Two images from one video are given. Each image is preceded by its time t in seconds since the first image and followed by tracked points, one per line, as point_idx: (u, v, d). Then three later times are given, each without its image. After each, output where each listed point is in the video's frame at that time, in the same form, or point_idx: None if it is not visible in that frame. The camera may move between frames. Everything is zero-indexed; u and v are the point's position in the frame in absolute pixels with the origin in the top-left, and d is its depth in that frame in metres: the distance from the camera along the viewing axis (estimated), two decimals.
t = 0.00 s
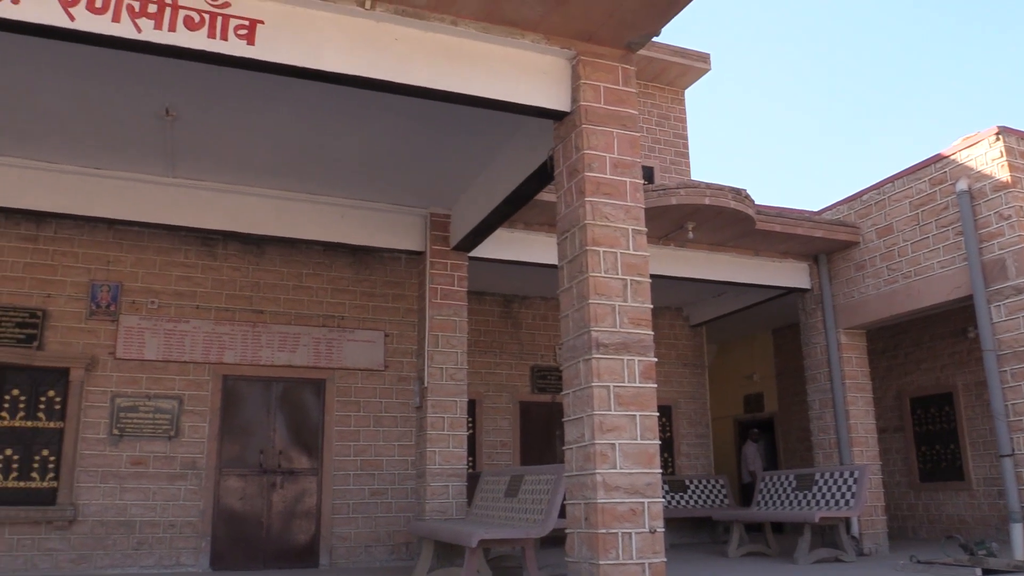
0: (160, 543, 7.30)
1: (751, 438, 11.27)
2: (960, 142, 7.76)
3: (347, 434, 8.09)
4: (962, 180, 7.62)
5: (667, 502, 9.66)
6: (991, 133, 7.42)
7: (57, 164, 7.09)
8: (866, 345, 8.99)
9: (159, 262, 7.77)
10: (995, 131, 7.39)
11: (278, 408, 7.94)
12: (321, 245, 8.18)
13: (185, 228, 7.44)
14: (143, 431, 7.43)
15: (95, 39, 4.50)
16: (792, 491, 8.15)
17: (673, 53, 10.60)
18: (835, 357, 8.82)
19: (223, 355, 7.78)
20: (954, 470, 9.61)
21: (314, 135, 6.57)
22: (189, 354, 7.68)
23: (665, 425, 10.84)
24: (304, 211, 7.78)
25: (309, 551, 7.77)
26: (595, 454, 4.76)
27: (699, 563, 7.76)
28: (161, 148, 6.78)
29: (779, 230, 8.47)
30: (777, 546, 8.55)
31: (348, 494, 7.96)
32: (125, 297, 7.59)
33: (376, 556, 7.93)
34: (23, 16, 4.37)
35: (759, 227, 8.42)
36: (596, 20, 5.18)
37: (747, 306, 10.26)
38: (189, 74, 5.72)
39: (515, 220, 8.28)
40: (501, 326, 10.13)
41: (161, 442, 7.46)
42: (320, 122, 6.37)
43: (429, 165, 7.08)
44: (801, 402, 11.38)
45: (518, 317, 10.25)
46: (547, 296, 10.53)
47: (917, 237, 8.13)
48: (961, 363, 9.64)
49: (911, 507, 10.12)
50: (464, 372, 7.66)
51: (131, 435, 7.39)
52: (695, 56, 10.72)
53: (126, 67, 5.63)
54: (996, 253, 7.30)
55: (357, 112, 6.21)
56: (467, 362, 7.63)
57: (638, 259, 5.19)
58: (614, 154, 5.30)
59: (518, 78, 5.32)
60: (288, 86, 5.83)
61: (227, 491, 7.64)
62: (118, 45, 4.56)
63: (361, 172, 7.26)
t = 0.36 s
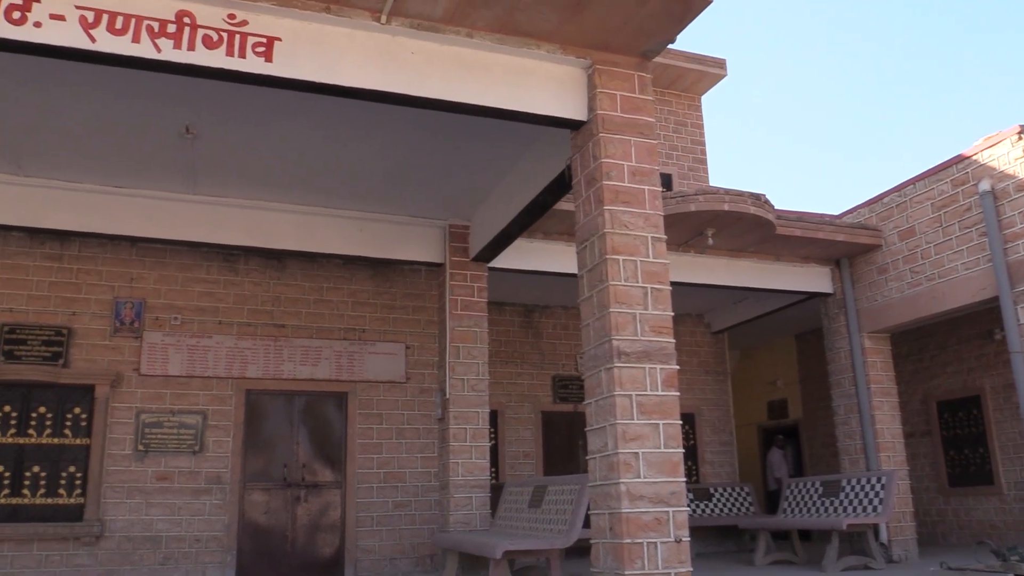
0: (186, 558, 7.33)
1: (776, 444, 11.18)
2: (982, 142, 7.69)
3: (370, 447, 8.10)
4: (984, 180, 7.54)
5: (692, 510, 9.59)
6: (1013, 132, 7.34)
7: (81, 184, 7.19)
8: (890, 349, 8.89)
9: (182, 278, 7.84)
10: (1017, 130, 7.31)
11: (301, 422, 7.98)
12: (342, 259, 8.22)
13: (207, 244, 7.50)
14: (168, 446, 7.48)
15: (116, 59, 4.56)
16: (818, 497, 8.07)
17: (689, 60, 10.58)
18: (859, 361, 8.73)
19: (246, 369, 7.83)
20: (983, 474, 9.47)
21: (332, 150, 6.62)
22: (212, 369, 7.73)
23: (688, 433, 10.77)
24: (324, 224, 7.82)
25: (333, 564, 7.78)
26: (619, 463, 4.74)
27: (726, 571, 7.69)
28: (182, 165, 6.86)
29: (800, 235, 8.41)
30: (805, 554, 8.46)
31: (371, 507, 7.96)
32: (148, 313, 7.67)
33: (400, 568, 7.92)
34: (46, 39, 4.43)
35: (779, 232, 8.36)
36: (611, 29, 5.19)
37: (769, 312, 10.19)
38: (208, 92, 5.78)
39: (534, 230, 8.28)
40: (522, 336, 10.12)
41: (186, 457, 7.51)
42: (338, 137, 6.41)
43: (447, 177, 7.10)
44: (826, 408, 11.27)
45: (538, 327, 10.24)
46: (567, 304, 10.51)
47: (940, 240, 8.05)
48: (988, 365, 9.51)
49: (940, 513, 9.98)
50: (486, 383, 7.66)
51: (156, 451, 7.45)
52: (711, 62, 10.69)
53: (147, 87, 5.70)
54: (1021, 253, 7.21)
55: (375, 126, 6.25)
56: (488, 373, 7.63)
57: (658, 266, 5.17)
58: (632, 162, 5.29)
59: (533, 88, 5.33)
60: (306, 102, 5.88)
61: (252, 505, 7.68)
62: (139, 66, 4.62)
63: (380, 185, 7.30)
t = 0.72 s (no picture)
0: (208, 570, 7.36)
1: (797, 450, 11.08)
2: (1001, 142, 7.62)
3: (389, 457, 8.10)
4: (1004, 181, 7.47)
5: (714, 518, 9.52)
6: None
7: (101, 201, 7.26)
8: (912, 352, 8.81)
9: (200, 292, 7.89)
10: None
11: (320, 433, 8.00)
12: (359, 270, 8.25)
13: (225, 257, 7.55)
14: (189, 459, 7.52)
15: (134, 76, 4.61)
16: (841, 503, 7.99)
17: (702, 65, 10.57)
18: (881, 365, 8.65)
19: (265, 382, 7.86)
20: (1009, 478, 9.34)
21: (348, 162, 6.65)
22: (231, 382, 7.77)
23: (709, 439, 10.71)
24: (340, 236, 7.86)
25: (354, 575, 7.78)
26: (639, 471, 4.71)
27: None
28: (200, 180, 6.91)
29: (818, 238, 8.36)
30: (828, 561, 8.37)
31: (392, 517, 7.95)
32: (168, 327, 7.72)
33: None
34: (65, 57, 4.48)
35: (796, 236, 8.32)
36: (624, 36, 5.19)
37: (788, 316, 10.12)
38: (225, 107, 5.82)
39: (550, 238, 8.28)
40: (539, 344, 10.10)
41: (207, 470, 7.54)
42: (354, 149, 6.44)
43: (462, 186, 7.11)
44: (848, 413, 11.18)
45: (556, 335, 10.22)
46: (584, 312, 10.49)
47: (961, 241, 7.97)
48: (1012, 367, 9.40)
49: (966, 517, 9.86)
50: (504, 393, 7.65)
51: (177, 464, 7.48)
52: (724, 67, 10.67)
53: (165, 103, 5.75)
54: None
55: (390, 138, 6.27)
56: (506, 382, 7.62)
57: (675, 273, 5.15)
58: (647, 169, 5.28)
59: (547, 97, 5.33)
60: (322, 115, 5.92)
61: (273, 516, 7.70)
62: (156, 82, 4.67)
63: (396, 196, 7.33)
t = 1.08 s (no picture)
0: None
1: (818, 454, 11.00)
2: (1020, 141, 7.55)
3: (408, 466, 8.10)
4: None
5: (735, 524, 9.46)
6: None
7: (119, 214, 7.32)
8: (933, 355, 8.72)
9: (219, 303, 7.93)
10: None
11: (339, 443, 8.02)
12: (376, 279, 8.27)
13: (243, 269, 7.59)
14: (209, 470, 7.55)
15: (151, 90, 4.65)
16: (864, 508, 7.92)
17: (716, 69, 10.54)
18: (902, 368, 8.58)
19: (284, 392, 7.89)
20: None
21: (363, 171, 6.67)
22: (250, 393, 7.80)
23: (728, 445, 10.65)
24: (357, 246, 7.89)
25: None
26: (659, 477, 4.69)
27: None
28: (217, 192, 6.96)
29: (836, 241, 8.30)
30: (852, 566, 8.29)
31: (411, 526, 7.95)
32: (187, 339, 7.77)
33: None
34: (82, 73, 4.53)
35: (814, 239, 8.27)
36: (637, 42, 5.19)
37: (807, 320, 10.06)
38: (241, 119, 5.86)
39: (566, 244, 8.27)
40: (557, 351, 10.08)
41: (227, 480, 7.57)
42: (370, 158, 6.46)
43: (478, 194, 7.12)
44: (869, 416, 11.09)
45: (573, 342, 10.20)
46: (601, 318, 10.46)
47: (981, 242, 7.89)
48: None
49: (991, 521, 9.74)
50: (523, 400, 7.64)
51: (198, 474, 7.51)
52: (738, 70, 10.63)
53: (182, 117, 5.80)
54: None
55: (405, 147, 6.29)
56: (524, 389, 7.61)
57: (693, 278, 5.13)
58: (663, 174, 5.26)
59: (561, 104, 5.33)
60: (337, 125, 5.94)
61: (293, 526, 7.72)
62: (173, 96, 4.70)
63: (412, 205, 7.35)
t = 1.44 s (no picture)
0: None
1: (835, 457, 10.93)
2: None
3: (423, 474, 8.09)
4: None
5: (753, 528, 9.40)
6: None
7: (133, 226, 7.37)
8: (950, 355, 8.65)
9: (233, 314, 7.96)
10: None
11: (354, 451, 8.02)
12: (389, 287, 8.28)
13: (256, 279, 7.62)
14: (225, 480, 7.57)
15: (163, 103, 4.67)
16: (883, 511, 7.86)
17: (726, 72, 10.53)
18: (918, 369, 8.51)
19: (298, 401, 7.91)
20: None
21: (375, 180, 6.68)
22: (265, 403, 7.82)
23: (745, 448, 10.60)
24: (370, 254, 7.90)
25: None
26: (676, 483, 4.66)
27: None
28: (230, 203, 6.99)
29: (850, 242, 8.26)
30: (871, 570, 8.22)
31: (427, 534, 7.93)
32: (202, 349, 7.80)
33: None
34: (95, 87, 4.56)
35: (828, 240, 8.23)
36: (647, 46, 5.18)
37: (822, 322, 10.00)
38: (253, 130, 5.88)
39: (578, 250, 8.27)
40: (570, 357, 10.06)
41: (243, 490, 7.59)
42: (381, 167, 6.48)
43: (489, 201, 7.12)
44: (885, 417, 11.01)
45: (587, 347, 10.17)
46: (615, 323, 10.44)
47: (996, 241, 7.83)
48: None
49: (1012, 523, 9.64)
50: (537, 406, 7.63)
51: (214, 484, 7.53)
52: (748, 73, 10.61)
53: (195, 129, 5.84)
54: None
55: (416, 155, 6.30)
56: (539, 396, 7.60)
57: (706, 281, 5.11)
58: (675, 178, 5.25)
59: (572, 109, 5.33)
60: (348, 135, 5.96)
61: (309, 535, 7.72)
62: (186, 108, 4.73)
63: (424, 213, 7.36)
